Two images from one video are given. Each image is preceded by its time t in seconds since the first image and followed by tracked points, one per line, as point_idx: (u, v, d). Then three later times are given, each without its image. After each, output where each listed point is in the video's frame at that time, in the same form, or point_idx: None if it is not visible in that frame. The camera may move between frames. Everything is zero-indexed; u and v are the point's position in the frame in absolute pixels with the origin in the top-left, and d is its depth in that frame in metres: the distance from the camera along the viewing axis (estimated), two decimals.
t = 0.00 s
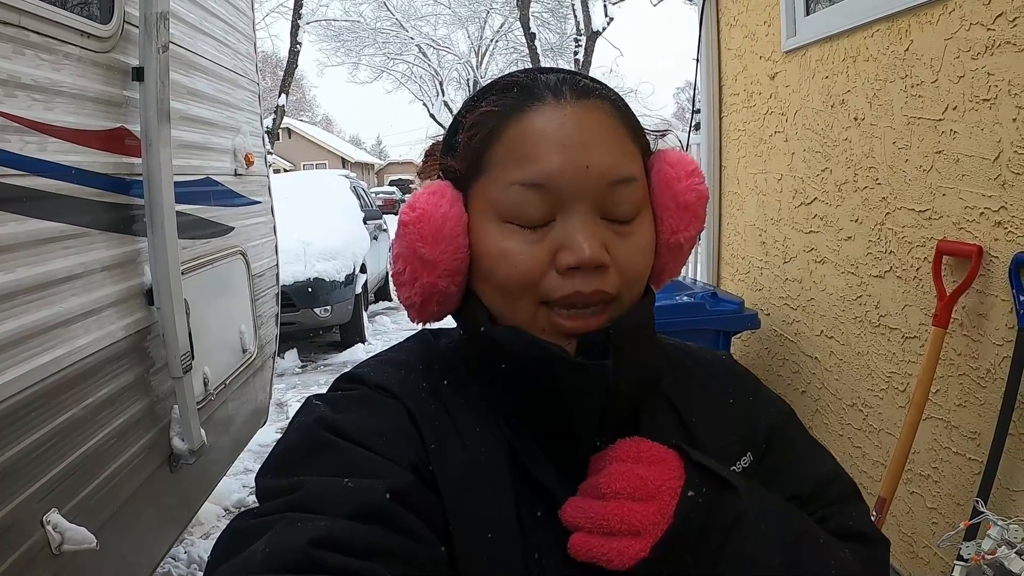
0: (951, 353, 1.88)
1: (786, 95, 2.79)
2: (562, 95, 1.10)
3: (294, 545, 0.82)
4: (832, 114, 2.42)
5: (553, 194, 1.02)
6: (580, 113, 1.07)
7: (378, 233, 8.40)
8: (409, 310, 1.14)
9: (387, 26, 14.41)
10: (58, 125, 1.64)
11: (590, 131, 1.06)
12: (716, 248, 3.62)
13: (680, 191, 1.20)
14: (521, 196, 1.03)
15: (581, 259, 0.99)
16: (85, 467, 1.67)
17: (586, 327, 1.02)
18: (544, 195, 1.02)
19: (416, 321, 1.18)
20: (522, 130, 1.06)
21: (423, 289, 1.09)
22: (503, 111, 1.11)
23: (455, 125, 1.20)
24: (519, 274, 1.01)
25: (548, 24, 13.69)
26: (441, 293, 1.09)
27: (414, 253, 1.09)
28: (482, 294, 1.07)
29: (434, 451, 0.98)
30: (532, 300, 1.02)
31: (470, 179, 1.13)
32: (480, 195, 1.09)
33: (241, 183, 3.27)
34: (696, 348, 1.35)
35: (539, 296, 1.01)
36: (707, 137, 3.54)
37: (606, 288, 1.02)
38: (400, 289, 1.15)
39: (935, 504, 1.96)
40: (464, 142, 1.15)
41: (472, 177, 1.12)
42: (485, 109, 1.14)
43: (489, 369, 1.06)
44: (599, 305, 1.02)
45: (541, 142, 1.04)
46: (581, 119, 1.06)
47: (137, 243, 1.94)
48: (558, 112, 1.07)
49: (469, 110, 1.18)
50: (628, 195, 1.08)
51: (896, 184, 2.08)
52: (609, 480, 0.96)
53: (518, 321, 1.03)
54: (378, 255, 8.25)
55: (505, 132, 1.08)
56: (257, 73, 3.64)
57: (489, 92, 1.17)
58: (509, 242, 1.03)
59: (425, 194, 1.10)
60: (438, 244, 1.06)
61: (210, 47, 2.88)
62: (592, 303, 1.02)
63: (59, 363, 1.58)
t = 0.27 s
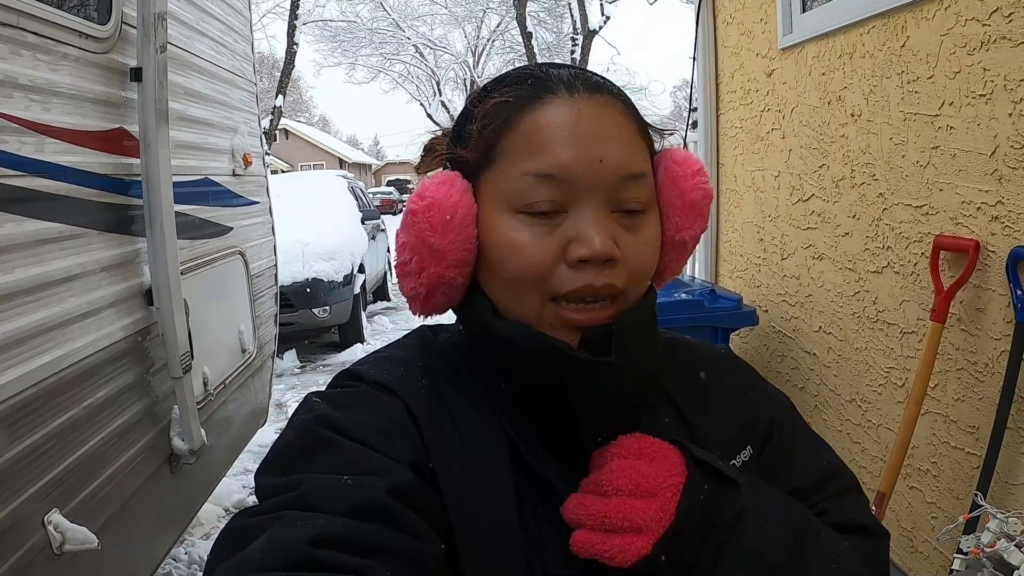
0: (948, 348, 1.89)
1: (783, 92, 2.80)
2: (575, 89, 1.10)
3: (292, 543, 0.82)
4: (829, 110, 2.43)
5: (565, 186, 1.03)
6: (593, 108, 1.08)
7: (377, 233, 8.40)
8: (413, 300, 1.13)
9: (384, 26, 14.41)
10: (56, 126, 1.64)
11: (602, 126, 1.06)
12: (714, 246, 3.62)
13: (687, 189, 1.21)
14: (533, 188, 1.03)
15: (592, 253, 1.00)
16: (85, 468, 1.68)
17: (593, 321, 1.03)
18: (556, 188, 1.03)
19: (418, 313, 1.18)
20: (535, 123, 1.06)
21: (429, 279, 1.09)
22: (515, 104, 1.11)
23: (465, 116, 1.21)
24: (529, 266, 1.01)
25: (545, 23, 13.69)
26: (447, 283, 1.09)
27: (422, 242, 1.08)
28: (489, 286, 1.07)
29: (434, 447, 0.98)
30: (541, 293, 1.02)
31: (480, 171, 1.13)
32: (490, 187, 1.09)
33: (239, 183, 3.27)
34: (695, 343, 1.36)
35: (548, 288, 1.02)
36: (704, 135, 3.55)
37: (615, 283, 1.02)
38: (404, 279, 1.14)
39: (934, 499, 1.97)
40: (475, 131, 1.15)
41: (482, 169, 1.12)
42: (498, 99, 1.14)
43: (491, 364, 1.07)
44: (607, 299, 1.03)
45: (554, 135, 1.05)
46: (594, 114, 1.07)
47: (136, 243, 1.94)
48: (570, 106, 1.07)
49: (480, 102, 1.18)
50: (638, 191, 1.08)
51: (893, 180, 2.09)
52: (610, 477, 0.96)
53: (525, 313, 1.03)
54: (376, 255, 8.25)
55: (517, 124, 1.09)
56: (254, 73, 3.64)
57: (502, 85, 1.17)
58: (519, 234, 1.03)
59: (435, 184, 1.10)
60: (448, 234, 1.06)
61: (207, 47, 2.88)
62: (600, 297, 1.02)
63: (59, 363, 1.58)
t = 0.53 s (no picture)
0: (950, 336, 1.89)
1: (781, 82, 2.79)
2: (579, 83, 1.10)
3: (285, 541, 0.82)
4: (828, 100, 2.42)
5: (567, 179, 1.03)
6: (596, 102, 1.08)
7: (377, 229, 8.40)
8: (409, 291, 1.13)
9: (381, 21, 14.36)
10: (53, 127, 1.64)
11: (605, 120, 1.06)
12: (714, 237, 3.62)
13: (689, 186, 1.21)
14: (534, 180, 1.03)
15: (592, 247, 1.00)
16: (88, 468, 1.68)
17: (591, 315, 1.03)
18: (558, 180, 1.03)
19: (415, 304, 1.18)
20: (538, 116, 1.06)
21: (427, 269, 1.08)
22: (519, 95, 1.11)
23: (467, 106, 1.20)
24: (528, 258, 1.01)
25: (543, 16, 13.63)
26: (445, 274, 1.08)
27: (421, 231, 1.08)
28: (487, 278, 1.07)
29: (431, 441, 0.98)
30: (539, 285, 1.02)
31: (480, 162, 1.13)
32: (491, 178, 1.09)
33: (238, 181, 3.26)
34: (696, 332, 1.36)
35: (547, 281, 1.02)
36: (703, 126, 3.54)
37: (613, 278, 1.02)
38: (400, 269, 1.14)
39: (937, 488, 1.97)
40: (477, 121, 1.15)
41: (483, 160, 1.12)
42: (501, 89, 1.14)
43: (489, 356, 1.07)
44: (606, 294, 1.03)
45: (557, 128, 1.05)
46: (597, 108, 1.07)
47: (135, 242, 1.94)
48: (574, 99, 1.07)
49: (483, 93, 1.18)
50: (639, 187, 1.08)
51: (893, 169, 2.08)
52: (613, 466, 0.96)
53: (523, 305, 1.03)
54: (377, 250, 8.25)
55: (520, 116, 1.08)
56: (251, 70, 3.63)
57: (505, 76, 1.17)
58: (520, 225, 1.03)
59: (435, 173, 1.10)
60: (446, 225, 1.06)
61: (204, 45, 2.87)
62: (599, 291, 1.02)
63: (60, 364, 1.58)
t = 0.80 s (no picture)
0: (943, 331, 1.90)
1: (776, 76, 2.78)
2: (573, 90, 1.08)
3: (279, 540, 0.82)
4: (822, 94, 2.42)
5: (550, 190, 1.02)
6: (588, 112, 1.06)
7: (369, 222, 8.37)
8: (394, 285, 1.16)
9: (374, 13, 14.27)
10: (45, 119, 1.62)
11: (596, 132, 1.04)
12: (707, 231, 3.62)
13: (685, 200, 1.20)
14: (517, 189, 1.02)
15: (568, 261, 0.99)
16: (80, 462, 1.66)
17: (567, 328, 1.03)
18: (540, 190, 1.02)
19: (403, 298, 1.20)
20: (526, 123, 1.05)
21: (408, 267, 1.11)
22: (509, 99, 1.10)
23: (459, 104, 1.19)
24: (505, 268, 1.01)
25: (536, 8, 13.59)
26: (426, 273, 1.10)
27: (403, 230, 1.10)
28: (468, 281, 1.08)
29: (423, 439, 0.98)
30: (515, 294, 1.02)
31: (467, 164, 1.12)
32: (476, 182, 1.08)
33: (230, 173, 3.24)
34: (689, 328, 1.35)
35: (522, 291, 1.02)
36: (697, 120, 3.53)
37: (591, 292, 1.02)
38: (388, 263, 1.16)
39: (929, 483, 1.99)
40: (465, 122, 1.14)
41: (470, 162, 1.11)
42: (492, 91, 1.13)
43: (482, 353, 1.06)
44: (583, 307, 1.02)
45: (544, 137, 1.03)
46: (589, 119, 1.05)
47: (127, 236, 1.92)
48: (566, 107, 1.05)
49: (474, 93, 1.16)
50: (626, 200, 1.07)
51: (887, 164, 2.09)
52: (604, 459, 0.96)
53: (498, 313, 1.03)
54: (369, 243, 8.22)
55: (508, 122, 1.07)
56: (242, 62, 3.60)
57: (499, 76, 1.15)
58: (500, 233, 1.03)
59: (421, 172, 1.11)
60: (427, 226, 1.07)
61: (195, 36, 2.84)
62: (576, 304, 1.02)
63: (51, 358, 1.57)
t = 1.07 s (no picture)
0: (939, 331, 1.90)
1: (771, 77, 2.79)
2: (558, 81, 1.08)
3: (276, 541, 0.81)
4: (817, 95, 2.42)
5: (540, 181, 1.02)
6: (574, 102, 1.06)
7: (366, 224, 8.36)
8: (389, 285, 1.15)
9: (370, 15, 14.27)
10: (40, 122, 1.61)
11: (582, 121, 1.04)
12: (703, 232, 3.62)
13: (673, 187, 1.20)
14: (506, 182, 1.02)
15: (561, 250, 0.99)
16: (76, 465, 1.66)
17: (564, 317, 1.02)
18: (530, 182, 1.02)
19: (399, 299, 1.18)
20: (513, 116, 1.05)
21: (403, 265, 1.10)
22: (496, 93, 1.10)
23: (447, 103, 1.20)
24: (499, 260, 1.01)
25: (532, 10, 13.60)
26: (421, 271, 1.09)
27: (397, 229, 1.10)
28: (463, 277, 1.08)
29: (419, 440, 0.97)
30: (510, 287, 1.02)
31: (458, 160, 1.12)
32: (467, 177, 1.08)
33: (225, 175, 3.23)
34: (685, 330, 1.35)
35: (518, 283, 1.01)
36: (693, 121, 3.54)
37: (585, 280, 1.02)
38: (382, 265, 1.16)
39: (926, 482, 1.99)
40: (454, 120, 1.14)
41: (460, 158, 1.11)
42: (480, 87, 1.13)
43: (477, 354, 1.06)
44: (578, 296, 1.02)
45: (531, 128, 1.03)
46: (574, 108, 1.05)
47: (122, 238, 1.91)
48: (551, 99, 1.05)
49: (462, 91, 1.17)
50: (616, 188, 1.07)
51: (882, 164, 2.09)
52: (600, 462, 0.96)
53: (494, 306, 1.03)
54: (366, 245, 8.21)
55: (496, 115, 1.07)
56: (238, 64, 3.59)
57: (485, 72, 1.15)
58: (492, 226, 1.03)
59: (413, 171, 1.11)
60: (420, 223, 1.07)
61: (191, 38, 2.83)
62: (571, 293, 1.02)
63: (47, 361, 1.56)
